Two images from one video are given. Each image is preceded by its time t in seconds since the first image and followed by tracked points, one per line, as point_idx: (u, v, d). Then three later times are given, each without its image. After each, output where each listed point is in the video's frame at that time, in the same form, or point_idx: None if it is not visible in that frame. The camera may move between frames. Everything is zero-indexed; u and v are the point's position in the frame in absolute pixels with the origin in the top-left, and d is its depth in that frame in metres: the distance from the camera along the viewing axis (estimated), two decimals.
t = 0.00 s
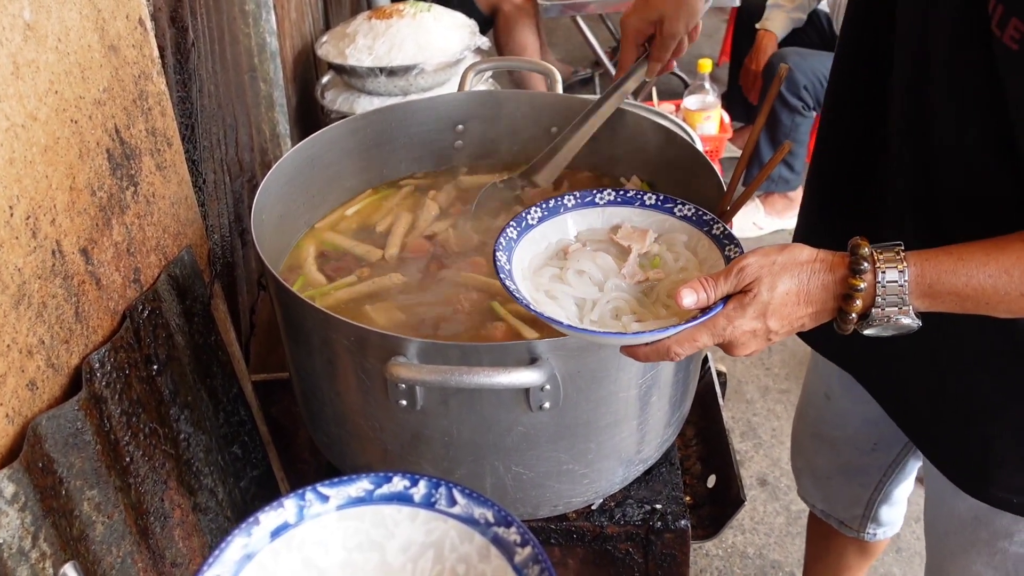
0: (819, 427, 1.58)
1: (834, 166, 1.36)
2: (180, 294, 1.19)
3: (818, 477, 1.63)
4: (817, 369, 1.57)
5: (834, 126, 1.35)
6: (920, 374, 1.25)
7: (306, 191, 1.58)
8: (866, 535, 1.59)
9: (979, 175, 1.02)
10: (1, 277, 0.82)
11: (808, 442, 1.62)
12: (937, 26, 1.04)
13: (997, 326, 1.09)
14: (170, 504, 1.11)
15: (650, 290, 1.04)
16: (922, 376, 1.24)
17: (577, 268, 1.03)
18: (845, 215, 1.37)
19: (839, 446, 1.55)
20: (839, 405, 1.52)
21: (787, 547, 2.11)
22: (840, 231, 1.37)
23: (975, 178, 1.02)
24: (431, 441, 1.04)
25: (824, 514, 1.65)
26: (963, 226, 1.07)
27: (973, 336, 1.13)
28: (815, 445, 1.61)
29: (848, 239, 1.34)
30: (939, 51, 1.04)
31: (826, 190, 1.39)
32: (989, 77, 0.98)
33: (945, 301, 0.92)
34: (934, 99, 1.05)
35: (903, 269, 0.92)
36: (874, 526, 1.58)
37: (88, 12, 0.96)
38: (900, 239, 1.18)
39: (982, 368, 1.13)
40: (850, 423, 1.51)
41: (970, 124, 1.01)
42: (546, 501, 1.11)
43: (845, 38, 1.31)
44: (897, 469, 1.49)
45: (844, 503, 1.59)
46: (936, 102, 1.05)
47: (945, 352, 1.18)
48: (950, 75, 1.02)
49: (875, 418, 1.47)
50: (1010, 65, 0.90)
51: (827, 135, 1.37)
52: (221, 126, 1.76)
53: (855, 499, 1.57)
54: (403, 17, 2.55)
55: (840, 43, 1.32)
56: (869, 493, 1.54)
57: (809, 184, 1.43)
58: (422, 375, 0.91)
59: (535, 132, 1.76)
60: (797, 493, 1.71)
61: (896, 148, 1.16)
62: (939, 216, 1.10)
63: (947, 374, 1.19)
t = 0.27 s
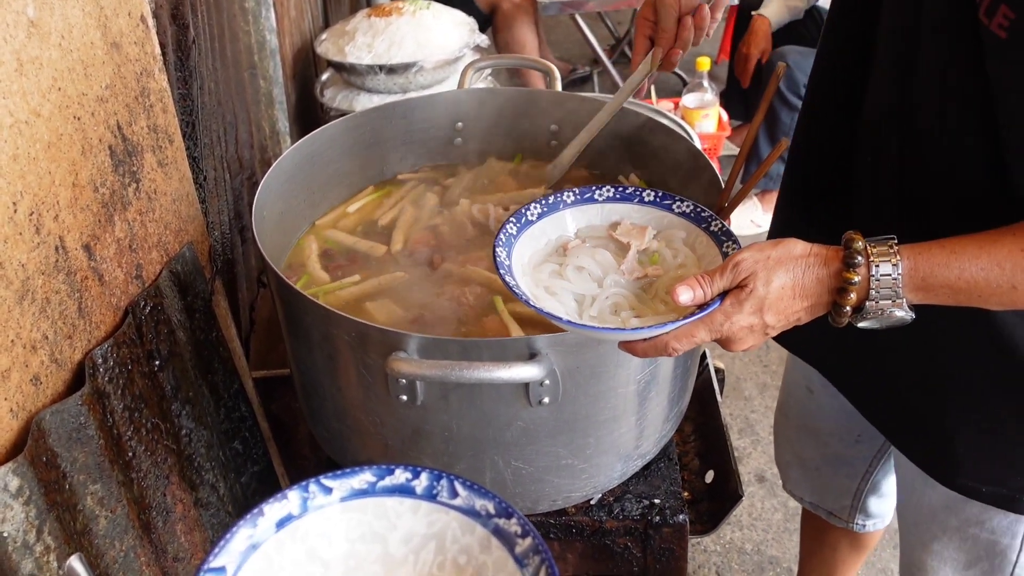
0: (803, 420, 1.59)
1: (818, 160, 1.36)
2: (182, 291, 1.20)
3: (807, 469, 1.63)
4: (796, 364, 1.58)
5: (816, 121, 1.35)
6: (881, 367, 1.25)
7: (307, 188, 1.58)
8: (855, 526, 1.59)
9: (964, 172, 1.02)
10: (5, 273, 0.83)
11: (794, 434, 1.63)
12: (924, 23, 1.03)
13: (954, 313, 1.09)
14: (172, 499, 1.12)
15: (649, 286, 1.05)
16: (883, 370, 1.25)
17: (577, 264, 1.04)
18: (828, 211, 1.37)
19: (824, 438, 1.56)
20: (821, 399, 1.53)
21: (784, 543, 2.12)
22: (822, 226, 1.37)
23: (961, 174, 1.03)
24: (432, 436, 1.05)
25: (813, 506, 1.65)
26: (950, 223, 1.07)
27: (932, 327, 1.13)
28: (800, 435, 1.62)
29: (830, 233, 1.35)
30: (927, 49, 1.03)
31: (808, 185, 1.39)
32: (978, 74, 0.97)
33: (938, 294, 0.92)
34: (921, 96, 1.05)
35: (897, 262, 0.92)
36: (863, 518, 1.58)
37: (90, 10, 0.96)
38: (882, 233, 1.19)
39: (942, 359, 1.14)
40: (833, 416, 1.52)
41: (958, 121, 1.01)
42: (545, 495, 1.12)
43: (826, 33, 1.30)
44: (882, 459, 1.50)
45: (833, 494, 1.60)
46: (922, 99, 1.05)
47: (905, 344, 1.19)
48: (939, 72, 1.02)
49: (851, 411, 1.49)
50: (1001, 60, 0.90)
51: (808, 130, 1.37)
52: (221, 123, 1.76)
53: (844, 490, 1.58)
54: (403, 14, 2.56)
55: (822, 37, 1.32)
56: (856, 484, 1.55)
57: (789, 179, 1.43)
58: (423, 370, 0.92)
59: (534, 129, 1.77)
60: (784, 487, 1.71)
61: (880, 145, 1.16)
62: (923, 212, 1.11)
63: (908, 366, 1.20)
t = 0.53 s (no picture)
0: (801, 416, 1.60)
1: (816, 159, 1.37)
2: (193, 287, 1.21)
3: (806, 463, 1.64)
4: (793, 360, 1.60)
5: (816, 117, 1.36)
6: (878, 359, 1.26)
7: (314, 187, 1.59)
8: (856, 518, 1.59)
9: (965, 169, 1.03)
10: (23, 270, 0.84)
11: (793, 431, 1.64)
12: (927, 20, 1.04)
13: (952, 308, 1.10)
14: (184, 494, 1.13)
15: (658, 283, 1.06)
16: (878, 362, 1.26)
17: (587, 262, 1.05)
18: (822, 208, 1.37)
19: (824, 431, 1.56)
20: (818, 394, 1.54)
21: (788, 539, 2.13)
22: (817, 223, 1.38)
23: (961, 171, 1.04)
24: (442, 432, 1.06)
25: (814, 501, 1.65)
26: (947, 221, 1.08)
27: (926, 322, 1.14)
28: (799, 432, 1.62)
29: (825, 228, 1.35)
30: (930, 45, 1.04)
31: (805, 182, 1.39)
32: (983, 72, 0.98)
33: (946, 290, 0.93)
34: (922, 92, 1.06)
35: (906, 256, 0.93)
36: (864, 511, 1.58)
37: (104, 9, 0.97)
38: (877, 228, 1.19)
39: (941, 353, 1.14)
40: (833, 409, 1.52)
41: (959, 118, 1.02)
42: (555, 490, 1.13)
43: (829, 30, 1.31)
44: (881, 453, 1.50)
45: (833, 487, 1.60)
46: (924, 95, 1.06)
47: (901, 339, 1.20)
48: (943, 69, 1.03)
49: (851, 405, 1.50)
50: (1014, 53, 0.91)
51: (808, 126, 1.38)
52: (228, 122, 1.77)
53: (844, 483, 1.58)
54: (406, 13, 2.56)
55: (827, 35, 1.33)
56: (856, 477, 1.55)
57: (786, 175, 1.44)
58: (436, 366, 0.93)
59: (541, 128, 1.78)
60: (785, 485, 1.71)
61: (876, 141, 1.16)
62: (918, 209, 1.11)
63: (903, 359, 1.21)
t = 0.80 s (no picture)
0: (811, 415, 1.61)
1: (826, 159, 1.38)
2: (201, 289, 1.22)
3: (815, 463, 1.65)
4: (803, 360, 1.60)
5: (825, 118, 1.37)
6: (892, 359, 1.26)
7: (322, 187, 1.60)
8: (863, 518, 1.60)
9: (976, 170, 1.04)
10: (37, 273, 0.84)
11: (803, 430, 1.64)
12: (937, 22, 1.05)
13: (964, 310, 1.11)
14: (195, 495, 1.13)
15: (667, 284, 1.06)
16: (891, 363, 1.26)
17: (597, 262, 1.06)
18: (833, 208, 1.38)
19: (831, 431, 1.58)
20: (828, 393, 1.55)
21: (792, 536, 2.13)
22: (827, 223, 1.39)
23: (973, 170, 1.04)
24: (452, 432, 1.06)
25: (822, 500, 1.66)
26: (959, 220, 1.09)
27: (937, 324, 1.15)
28: (810, 432, 1.63)
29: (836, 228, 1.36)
30: (940, 47, 1.05)
31: (815, 182, 1.40)
32: (993, 74, 0.99)
33: (955, 292, 0.94)
34: (933, 94, 1.07)
35: (914, 258, 0.94)
36: (873, 511, 1.58)
37: (115, 12, 0.97)
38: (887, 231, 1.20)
39: (952, 352, 1.15)
40: (842, 409, 1.53)
41: (970, 119, 1.02)
42: (564, 490, 1.14)
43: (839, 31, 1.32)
44: (890, 453, 1.51)
45: (842, 486, 1.61)
46: (935, 96, 1.07)
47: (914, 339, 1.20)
48: (954, 70, 1.04)
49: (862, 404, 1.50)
50: None
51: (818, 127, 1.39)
52: (233, 122, 1.77)
53: (851, 483, 1.58)
54: (409, 12, 2.56)
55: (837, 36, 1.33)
56: (864, 477, 1.56)
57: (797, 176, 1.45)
58: (447, 367, 0.93)
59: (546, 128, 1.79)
60: (791, 483, 1.73)
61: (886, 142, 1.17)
62: (929, 210, 1.12)
63: (915, 360, 1.22)
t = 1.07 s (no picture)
0: (804, 412, 1.62)
1: (822, 157, 1.39)
2: (198, 291, 1.22)
3: (807, 460, 1.66)
4: (795, 358, 1.62)
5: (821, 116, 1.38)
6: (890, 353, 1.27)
7: (317, 189, 1.61)
8: (856, 513, 1.61)
9: (970, 167, 1.05)
10: (34, 277, 0.85)
11: (794, 428, 1.66)
12: (930, 21, 1.06)
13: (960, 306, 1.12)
14: (192, 496, 1.14)
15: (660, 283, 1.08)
16: (886, 360, 1.28)
17: (591, 262, 1.07)
18: (828, 206, 1.39)
19: (824, 428, 1.59)
20: (821, 390, 1.56)
21: (786, 531, 2.15)
22: (824, 220, 1.40)
23: (965, 168, 1.05)
24: (448, 431, 1.07)
25: (814, 497, 1.67)
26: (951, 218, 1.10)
27: (933, 318, 1.16)
28: (802, 430, 1.64)
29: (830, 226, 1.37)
30: (933, 46, 1.06)
31: (812, 180, 1.41)
32: (985, 71, 1.00)
33: (944, 288, 0.95)
34: (927, 92, 1.08)
35: (903, 255, 0.95)
36: (864, 506, 1.60)
37: (110, 16, 0.98)
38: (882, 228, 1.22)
39: (945, 346, 1.16)
40: (835, 406, 1.55)
41: (964, 117, 1.03)
42: (560, 488, 1.15)
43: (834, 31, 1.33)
44: (882, 448, 1.53)
45: (834, 482, 1.62)
46: (929, 95, 1.08)
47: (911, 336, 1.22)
48: (947, 69, 1.05)
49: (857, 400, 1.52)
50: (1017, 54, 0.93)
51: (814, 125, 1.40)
52: (227, 124, 1.78)
53: (844, 479, 1.60)
54: (401, 12, 2.57)
55: (832, 36, 1.35)
56: (857, 473, 1.57)
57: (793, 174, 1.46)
58: (444, 367, 0.94)
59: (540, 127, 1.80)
60: (785, 482, 1.73)
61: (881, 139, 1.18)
62: (924, 207, 1.13)
63: (912, 357, 1.23)
